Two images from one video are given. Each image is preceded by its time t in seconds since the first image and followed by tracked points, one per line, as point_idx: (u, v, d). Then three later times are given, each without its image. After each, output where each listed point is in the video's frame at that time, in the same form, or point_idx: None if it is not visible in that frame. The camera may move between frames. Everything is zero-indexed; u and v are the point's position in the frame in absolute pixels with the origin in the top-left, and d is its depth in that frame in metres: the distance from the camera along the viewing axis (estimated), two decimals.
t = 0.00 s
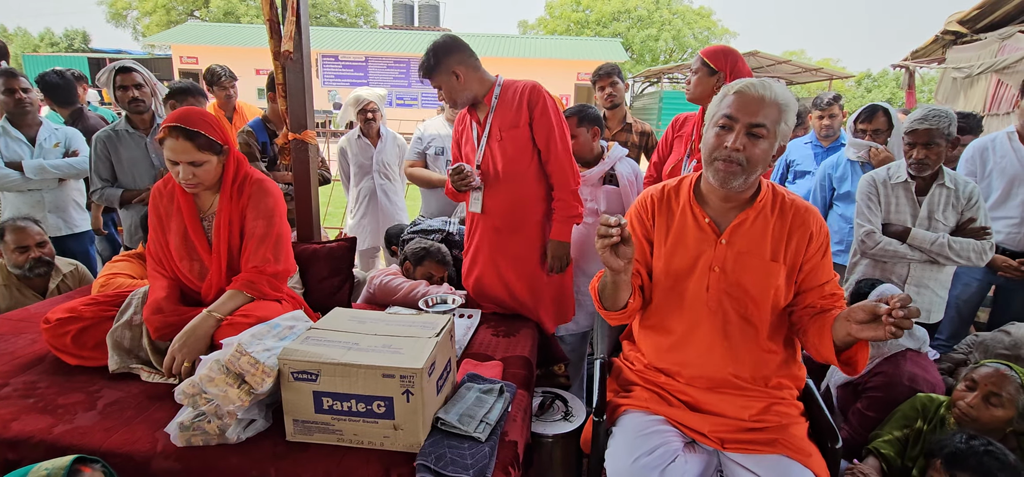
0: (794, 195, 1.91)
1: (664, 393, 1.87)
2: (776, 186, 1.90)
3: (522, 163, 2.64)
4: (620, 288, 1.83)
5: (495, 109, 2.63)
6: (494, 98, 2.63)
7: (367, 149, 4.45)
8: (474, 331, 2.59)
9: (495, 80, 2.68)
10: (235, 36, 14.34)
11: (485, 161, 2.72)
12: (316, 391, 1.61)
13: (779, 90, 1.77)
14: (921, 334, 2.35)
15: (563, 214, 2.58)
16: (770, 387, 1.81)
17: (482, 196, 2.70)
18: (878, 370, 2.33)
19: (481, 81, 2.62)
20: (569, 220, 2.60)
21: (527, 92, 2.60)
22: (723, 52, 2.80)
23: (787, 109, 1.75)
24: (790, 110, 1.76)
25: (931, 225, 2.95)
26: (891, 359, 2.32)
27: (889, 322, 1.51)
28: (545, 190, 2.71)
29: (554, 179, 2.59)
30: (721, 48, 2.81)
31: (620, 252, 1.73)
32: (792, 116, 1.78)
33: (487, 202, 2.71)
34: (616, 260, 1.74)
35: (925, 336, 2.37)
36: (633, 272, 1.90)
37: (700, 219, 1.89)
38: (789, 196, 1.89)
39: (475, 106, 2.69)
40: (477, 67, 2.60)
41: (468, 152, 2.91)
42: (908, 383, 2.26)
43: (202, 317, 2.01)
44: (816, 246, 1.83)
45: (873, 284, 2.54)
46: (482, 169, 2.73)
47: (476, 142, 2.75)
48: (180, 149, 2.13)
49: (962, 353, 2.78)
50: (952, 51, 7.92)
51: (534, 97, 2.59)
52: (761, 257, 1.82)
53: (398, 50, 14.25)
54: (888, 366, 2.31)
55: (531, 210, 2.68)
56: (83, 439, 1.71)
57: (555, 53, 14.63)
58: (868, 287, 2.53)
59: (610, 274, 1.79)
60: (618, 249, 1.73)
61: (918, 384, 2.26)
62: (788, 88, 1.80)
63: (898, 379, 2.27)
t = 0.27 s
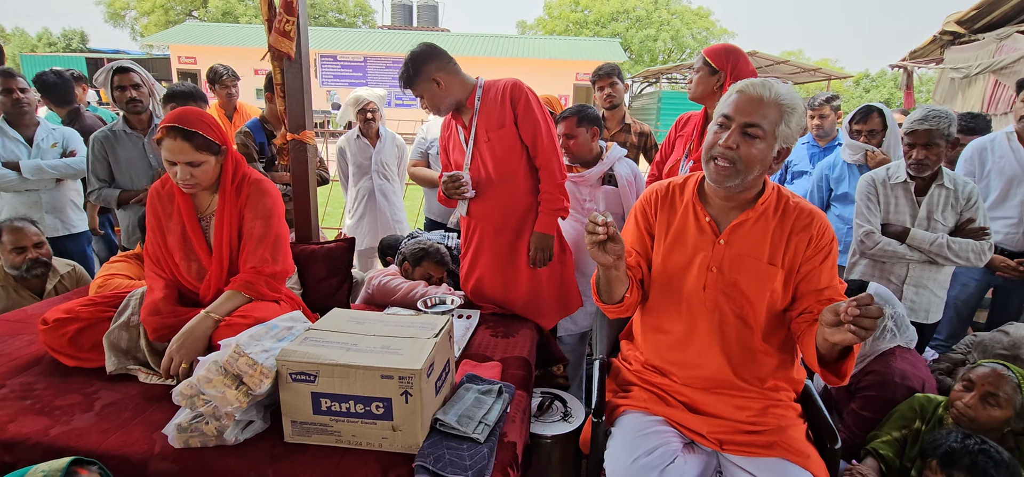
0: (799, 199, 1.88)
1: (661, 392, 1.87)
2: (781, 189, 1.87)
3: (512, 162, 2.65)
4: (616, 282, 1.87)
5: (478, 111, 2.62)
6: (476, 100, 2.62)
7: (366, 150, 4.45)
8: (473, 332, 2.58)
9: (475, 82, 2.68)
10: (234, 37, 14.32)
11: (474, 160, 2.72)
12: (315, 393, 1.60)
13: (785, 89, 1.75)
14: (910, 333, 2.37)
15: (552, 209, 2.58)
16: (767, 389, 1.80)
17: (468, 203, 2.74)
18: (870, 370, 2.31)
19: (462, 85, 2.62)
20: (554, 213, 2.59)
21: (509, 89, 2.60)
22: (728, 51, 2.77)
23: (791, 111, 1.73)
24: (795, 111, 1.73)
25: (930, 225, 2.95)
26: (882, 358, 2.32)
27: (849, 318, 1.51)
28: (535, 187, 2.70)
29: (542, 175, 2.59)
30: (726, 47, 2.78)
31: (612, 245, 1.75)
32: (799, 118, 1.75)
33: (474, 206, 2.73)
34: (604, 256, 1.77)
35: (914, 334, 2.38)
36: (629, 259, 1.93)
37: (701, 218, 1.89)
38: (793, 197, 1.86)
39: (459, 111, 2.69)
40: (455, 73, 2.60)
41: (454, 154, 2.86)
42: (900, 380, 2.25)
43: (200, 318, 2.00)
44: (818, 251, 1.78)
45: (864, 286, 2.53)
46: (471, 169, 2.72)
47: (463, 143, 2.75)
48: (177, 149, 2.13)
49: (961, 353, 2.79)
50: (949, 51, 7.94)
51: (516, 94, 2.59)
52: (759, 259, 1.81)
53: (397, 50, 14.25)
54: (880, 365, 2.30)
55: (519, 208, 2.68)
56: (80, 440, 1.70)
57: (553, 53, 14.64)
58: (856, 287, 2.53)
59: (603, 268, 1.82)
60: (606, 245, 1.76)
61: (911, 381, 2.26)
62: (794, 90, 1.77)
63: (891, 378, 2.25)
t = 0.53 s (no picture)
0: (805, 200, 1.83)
1: (660, 392, 1.87)
2: (787, 190, 1.84)
3: (508, 164, 2.64)
4: (609, 269, 1.87)
5: (474, 111, 2.62)
6: (472, 100, 2.62)
7: (365, 150, 4.45)
8: (472, 332, 2.58)
9: (471, 83, 2.67)
10: (232, 37, 14.32)
11: (471, 160, 2.72)
12: (314, 393, 1.60)
13: (793, 94, 1.71)
14: (895, 331, 2.36)
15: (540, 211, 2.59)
16: (765, 390, 1.78)
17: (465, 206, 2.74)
18: (866, 372, 2.29)
19: (458, 85, 2.61)
20: (547, 214, 2.59)
21: (504, 90, 2.60)
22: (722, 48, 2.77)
23: (796, 116, 1.69)
24: (800, 117, 1.69)
25: (929, 225, 2.95)
26: (878, 360, 2.29)
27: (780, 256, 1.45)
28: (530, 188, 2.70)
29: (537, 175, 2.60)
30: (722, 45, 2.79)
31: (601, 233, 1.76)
32: (807, 123, 1.71)
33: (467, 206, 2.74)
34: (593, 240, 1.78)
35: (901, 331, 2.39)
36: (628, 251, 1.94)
37: (702, 216, 1.89)
38: (798, 198, 1.82)
39: (456, 111, 2.69)
40: (451, 72, 2.59)
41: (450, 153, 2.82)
42: (896, 381, 2.24)
43: (198, 319, 2.00)
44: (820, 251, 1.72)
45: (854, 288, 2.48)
46: (469, 169, 2.72)
47: (460, 143, 2.74)
48: (176, 150, 2.12)
49: (960, 352, 2.79)
50: (947, 52, 7.95)
51: (512, 95, 2.60)
52: (758, 259, 1.79)
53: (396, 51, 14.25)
54: (875, 365, 2.28)
55: (512, 209, 2.68)
56: (78, 442, 1.70)
57: (552, 54, 14.65)
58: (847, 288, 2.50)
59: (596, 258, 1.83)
60: (593, 228, 1.77)
61: (906, 381, 2.26)
62: (805, 95, 1.73)
63: (884, 379, 2.24)
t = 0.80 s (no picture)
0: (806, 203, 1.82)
1: (659, 391, 1.87)
2: (787, 193, 1.83)
3: (512, 165, 2.64)
4: (619, 263, 1.90)
5: (484, 110, 2.62)
6: (482, 99, 2.63)
7: (364, 150, 4.44)
8: (471, 333, 2.58)
9: (483, 82, 2.67)
10: (231, 37, 14.30)
11: (477, 160, 2.73)
12: (313, 394, 1.60)
13: (782, 88, 1.72)
14: (891, 330, 2.36)
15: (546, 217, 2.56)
16: (764, 390, 1.78)
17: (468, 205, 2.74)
18: (865, 374, 2.30)
19: (468, 82, 2.62)
20: (554, 220, 2.57)
21: (515, 91, 2.60)
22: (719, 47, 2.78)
23: (783, 109, 1.69)
24: (787, 110, 1.69)
25: (927, 225, 2.95)
26: (877, 361, 2.29)
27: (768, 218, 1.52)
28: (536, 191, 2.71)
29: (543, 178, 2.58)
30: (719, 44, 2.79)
31: (615, 212, 1.83)
32: (796, 116, 1.70)
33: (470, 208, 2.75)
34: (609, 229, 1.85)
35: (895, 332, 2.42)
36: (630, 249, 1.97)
37: (701, 216, 1.89)
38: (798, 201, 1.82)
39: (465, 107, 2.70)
40: (464, 69, 2.60)
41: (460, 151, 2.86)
42: (894, 382, 2.25)
43: (196, 319, 1.99)
44: (818, 251, 1.70)
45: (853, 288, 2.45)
46: (474, 170, 2.74)
47: (467, 141, 2.76)
48: (174, 150, 2.12)
49: (959, 352, 2.80)
50: (946, 52, 7.96)
51: (523, 97, 2.59)
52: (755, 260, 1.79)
53: (395, 50, 14.25)
54: (875, 368, 2.29)
55: (519, 211, 2.67)
56: (76, 442, 1.69)
57: (551, 54, 14.65)
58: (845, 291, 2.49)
59: (608, 246, 1.88)
60: (607, 218, 1.84)
61: (904, 382, 2.27)
62: (793, 89, 1.73)
63: (882, 381, 2.25)
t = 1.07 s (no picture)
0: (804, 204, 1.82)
1: (659, 391, 1.87)
2: (785, 193, 1.84)
3: (520, 165, 2.64)
4: (621, 269, 1.92)
5: (497, 109, 2.63)
6: (496, 98, 2.63)
7: (364, 150, 4.45)
8: (471, 332, 2.58)
9: (498, 80, 2.68)
10: (231, 37, 14.30)
11: (486, 159, 2.74)
12: (312, 394, 1.60)
13: (768, 83, 1.73)
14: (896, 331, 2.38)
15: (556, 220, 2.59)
16: (763, 390, 1.78)
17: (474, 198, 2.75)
18: (871, 373, 2.32)
19: (483, 79, 2.63)
20: (564, 223, 2.59)
21: (529, 92, 2.60)
22: (716, 49, 2.79)
23: (767, 103, 1.70)
24: (771, 104, 1.69)
25: (925, 225, 2.95)
26: (882, 362, 2.32)
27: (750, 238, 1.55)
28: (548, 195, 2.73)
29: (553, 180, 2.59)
30: (716, 45, 2.80)
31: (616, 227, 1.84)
32: (782, 110, 1.70)
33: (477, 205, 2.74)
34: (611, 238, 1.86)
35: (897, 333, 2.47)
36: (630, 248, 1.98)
37: (698, 216, 1.89)
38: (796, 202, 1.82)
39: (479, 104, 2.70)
40: (481, 65, 2.61)
41: (470, 149, 2.88)
42: (899, 382, 2.27)
43: (196, 319, 1.99)
44: (815, 254, 1.71)
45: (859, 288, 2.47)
46: (481, 170, 2.74)
47: (478, 139, 2.77)
48: (174, 150, 2.12)
49: (957, 352, 2.81)
50: (945, 52, 7.97)
51: (538, 99, 2.58)
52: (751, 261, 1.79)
53: (394, 50, 14.25)
54: (881, 368, 2.31)
55: (526, 212, 2.68)
56: (76, 442, 1.70)
57: (550, 54, 14.65)
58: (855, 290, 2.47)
59: (609, 248, 1.88)
60: (612, 227, 1.84)
61: (908, 383, 2.29)
62: (781, 84, 1.74)
63: (886, 382, 2.27)
